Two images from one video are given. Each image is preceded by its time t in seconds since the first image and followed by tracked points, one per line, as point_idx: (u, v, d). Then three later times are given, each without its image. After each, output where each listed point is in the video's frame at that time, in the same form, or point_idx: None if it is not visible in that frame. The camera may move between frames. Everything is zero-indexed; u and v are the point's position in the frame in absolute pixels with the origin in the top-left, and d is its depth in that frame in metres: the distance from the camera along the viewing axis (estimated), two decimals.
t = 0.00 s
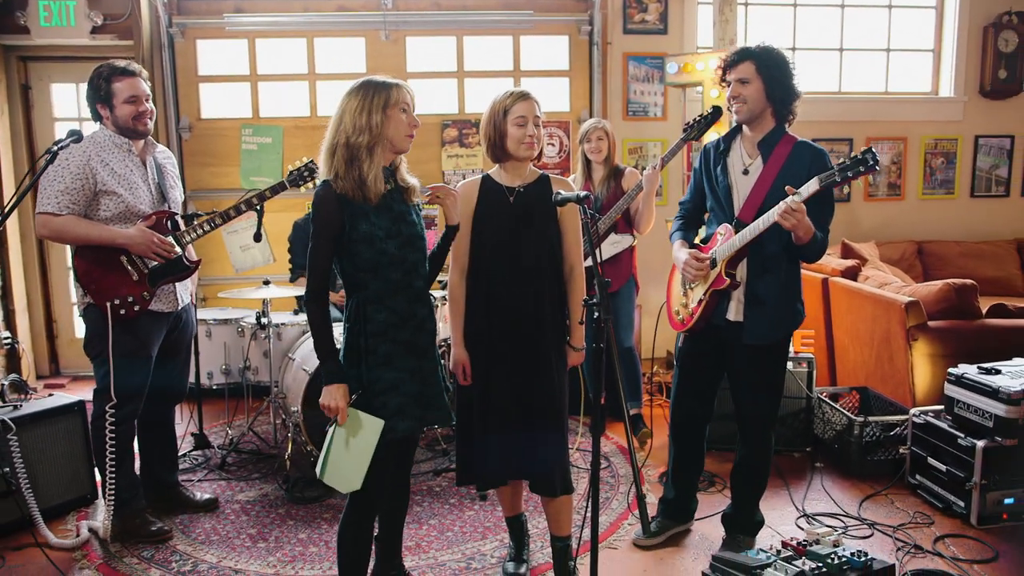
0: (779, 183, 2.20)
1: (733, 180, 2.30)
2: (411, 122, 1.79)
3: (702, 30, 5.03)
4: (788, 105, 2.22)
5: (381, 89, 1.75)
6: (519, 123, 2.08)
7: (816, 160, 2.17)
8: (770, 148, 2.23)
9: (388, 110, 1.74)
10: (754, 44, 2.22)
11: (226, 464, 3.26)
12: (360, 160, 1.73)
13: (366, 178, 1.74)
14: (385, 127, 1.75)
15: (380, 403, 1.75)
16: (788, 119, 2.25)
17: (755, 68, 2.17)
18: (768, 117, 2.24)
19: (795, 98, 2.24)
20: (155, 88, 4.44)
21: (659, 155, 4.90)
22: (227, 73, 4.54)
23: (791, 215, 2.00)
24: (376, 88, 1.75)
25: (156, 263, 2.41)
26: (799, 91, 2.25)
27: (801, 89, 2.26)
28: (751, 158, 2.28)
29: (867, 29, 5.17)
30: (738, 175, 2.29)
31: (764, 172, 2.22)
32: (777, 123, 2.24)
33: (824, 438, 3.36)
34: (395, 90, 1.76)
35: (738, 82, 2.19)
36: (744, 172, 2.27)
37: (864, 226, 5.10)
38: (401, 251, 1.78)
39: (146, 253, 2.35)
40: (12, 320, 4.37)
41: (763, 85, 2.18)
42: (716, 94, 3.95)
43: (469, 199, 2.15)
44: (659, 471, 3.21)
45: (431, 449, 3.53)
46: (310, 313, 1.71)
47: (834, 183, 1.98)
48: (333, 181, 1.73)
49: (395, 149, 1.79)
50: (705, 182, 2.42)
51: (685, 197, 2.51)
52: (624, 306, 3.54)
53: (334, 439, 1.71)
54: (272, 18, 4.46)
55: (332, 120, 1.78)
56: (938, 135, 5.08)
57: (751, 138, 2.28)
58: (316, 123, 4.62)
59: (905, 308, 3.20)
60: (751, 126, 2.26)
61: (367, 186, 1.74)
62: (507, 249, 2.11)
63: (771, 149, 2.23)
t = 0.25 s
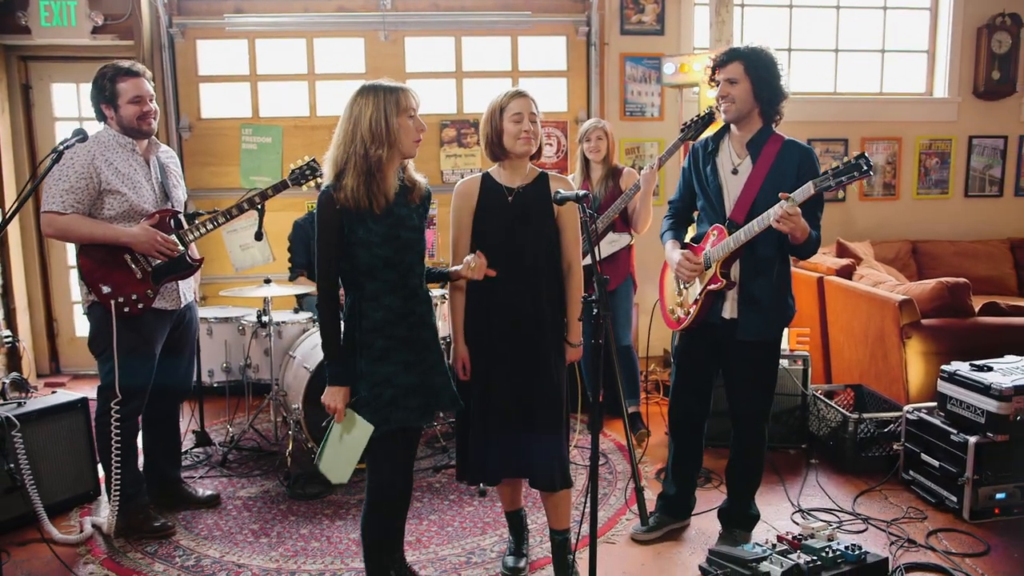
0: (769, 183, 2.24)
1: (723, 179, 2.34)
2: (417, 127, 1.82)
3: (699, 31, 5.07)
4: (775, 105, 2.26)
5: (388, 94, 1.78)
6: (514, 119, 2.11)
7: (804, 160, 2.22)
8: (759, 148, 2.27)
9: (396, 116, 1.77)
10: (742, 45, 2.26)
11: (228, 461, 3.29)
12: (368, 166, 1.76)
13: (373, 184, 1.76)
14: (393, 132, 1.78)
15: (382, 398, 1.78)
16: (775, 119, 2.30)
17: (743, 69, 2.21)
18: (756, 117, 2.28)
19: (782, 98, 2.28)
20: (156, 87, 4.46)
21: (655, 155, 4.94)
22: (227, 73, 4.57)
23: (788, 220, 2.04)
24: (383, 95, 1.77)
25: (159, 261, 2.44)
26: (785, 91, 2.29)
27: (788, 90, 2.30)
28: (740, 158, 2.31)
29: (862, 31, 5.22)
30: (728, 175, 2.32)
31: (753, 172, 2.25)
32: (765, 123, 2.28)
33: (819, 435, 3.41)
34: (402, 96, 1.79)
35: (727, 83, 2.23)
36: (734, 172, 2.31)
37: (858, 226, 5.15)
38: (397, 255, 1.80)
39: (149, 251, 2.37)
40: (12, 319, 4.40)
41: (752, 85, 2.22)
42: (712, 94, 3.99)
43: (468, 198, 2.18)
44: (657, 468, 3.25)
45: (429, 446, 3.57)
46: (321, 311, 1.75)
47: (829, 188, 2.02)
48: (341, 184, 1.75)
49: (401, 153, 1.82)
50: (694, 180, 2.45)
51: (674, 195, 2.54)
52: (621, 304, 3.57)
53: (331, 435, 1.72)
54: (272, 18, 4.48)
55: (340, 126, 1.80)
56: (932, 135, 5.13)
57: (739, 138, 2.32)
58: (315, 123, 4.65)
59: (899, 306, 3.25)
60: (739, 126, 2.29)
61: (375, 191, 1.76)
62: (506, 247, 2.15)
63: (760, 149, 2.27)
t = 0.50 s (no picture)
0: (762, 180, 2.27)
1: (717, 175, 2.37)
2: (422, 127, 1.85)
3: (697, 29, 5.09)
4: (766, 103, 2.29)
5: (394, 94, 1.80)
6: (512, 114, 2.14)
7: (796, 157, 2.25)
8: (751, 145, 2.30)
9: (403, 117, 1.80)
10: (734, 44, 2.29)
11: (231, 456, 3.33)
12: (376, 166, 1.78)
13: (381, 183, 1.79)
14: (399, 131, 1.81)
15: (385, 391, 1.82)
16: (767, 116, 2.32)
17: (735, 66, 2.25)
18: (749, 115, 2.31)
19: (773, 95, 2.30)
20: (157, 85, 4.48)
21: (654, 153, 4.97)
22: (228, 70, 4.59)
23: (779, 215, 2.07)
24: (391, 95, 1.80)
25: (164, 258, 2.47)
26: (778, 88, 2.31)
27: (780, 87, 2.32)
28: (733, 155, 2.34)
29: (859, 28, 5.25)
30: (722, 172, 2.36)
31: (746, 170, 2.29)
32: (757, 120, 2.31)
33: (815, 429, 3.45)
34: (409, 97, 1.82)
35: (719, 81, 2.26)
36: (727, 169, 2.34)
37: (856, 222, 5.18)
38: (403, 250, 1.84)
39: (154, 247, 2.40)
40: (15, 315, 4.43)
41: (744, 81, 2.25)
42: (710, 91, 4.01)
43: (469, 194, 2.20)
44: (655, 462, 3.29)
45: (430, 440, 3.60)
46: (328, 302, 1.79)
47: (819, 183, 2.06)
48: (349, 184, 1.78)
49: (407, 152, 1.85)
50: (688, 178, 2.49)
51: (669, 193, 2.58)
52: (620, 300, 3.60)
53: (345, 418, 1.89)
54: (272, 16, 4.51)
55: (348, 125, 1.83)
56: (929, 132, 5.16)
57: (732, 135, 2.35)
58: (316, 120, 4.68)
59: (894, 301, 3.29)
60: (732, 123, 2.33)
61: (382, 191, 1.79)
62: (507, 243, 2.17)
63: (751, 146, 2.30)
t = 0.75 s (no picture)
0: (758, 181, 2.30)
1: (713, 177, 2.40)
2: (423, 131, 1.88)
3: (695, 31, 5.13)
4: (760, 106, 2.32)
5: (397, 98, 1.82)
6: (510, 115, 2.17)
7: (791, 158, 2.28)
8: (746, 147, 2.33)
9: (407, 119, 1.83)
10: (728, 47, 2.32)
11: (232, 455, 3.35)
12: (378, 166, 1.81)
13: (383, 183, 1.82)
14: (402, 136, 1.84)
15: (386, 390, 1.85)
16: (761, 119, 2.35)
17: (729, 70, 2.28)
18: (743, 117, 2.34)
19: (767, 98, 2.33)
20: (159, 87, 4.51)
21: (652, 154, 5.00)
22: (229, 73, 4.62)
23: (773, 213, 2.10)
24: (395, 96, 1.82)
25: (167, 258, 2.50)
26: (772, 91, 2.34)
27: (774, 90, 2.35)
28: (729, 158, 2.37)
29: (856, 31, 5.29)
30: (718, 174, 2.39)
31: (741, 171, 2.32)
32: (751, 123, 2.34)
33: (812, 429, 3.47)
34: (411, 100, 1.84)
35: (713, 84, 2.29)
36: (723, 172, 2.37)
37: (853, 224, 5.22)
38: (403, 250, 1.87)
39: (157, 247, 2.43)
40: (17, 315, 4.45)
41: (737, 85, 2.28)
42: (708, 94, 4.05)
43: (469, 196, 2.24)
44: (653, 461, 3.32)
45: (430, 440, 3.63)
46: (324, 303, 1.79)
47: (812, 181, 2.10)
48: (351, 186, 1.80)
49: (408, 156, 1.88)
50: (686, 182, 2.52)
51: (667, 197, 2.62)
52: (619, 301, 3.63)
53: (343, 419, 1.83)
54: (273, 18, 4.54)
55: (349, 127, 1.84)
56: (926, 134, 5.20)
57: (727, 138, 2.38)
58: (317, 122, 4.71)
59: (890, 301, 3.32)
60: (727, 126, 2.36)
61: (384, 191, 1.82)
62: (507, 244, 2.20)
63: (747, 148, 2.33)
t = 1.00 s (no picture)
0: (758, 177, 2.32)
1: (714, 176, 2.43)
2: (417, 131, 1.91)
3: (695, 30, 5.14)
4: (760, 105, 2.34)
5: (392, 99, 1.85)
6: (510, 114, 2.19)
7: (791, 155, 2.29)
8: (747, 145, 2.35)
9: (402, 119, 1.85)
10: (727, 47, 2.34)
11: (234, 451, 3.37)
12: (376, 166, 1.83)
13: (381, 183, 1.84)
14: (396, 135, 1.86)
15: (388, 385, 1.87)
16: (762, 117, 2.37)
17: (728, 69, 2.30)
18: (743, 116, 2.36)
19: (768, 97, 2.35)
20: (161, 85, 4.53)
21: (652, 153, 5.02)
22: (231, 71, 4.64)
23: (770, 207, 2.12)
24: (390, 97, 1.85)
25: (170, 255, 2.52)
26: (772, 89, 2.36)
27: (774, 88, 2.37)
28: (730, 156, 2.40)
29: (855, 30, 5.30)
30: (719, 172, 2.41)
31: (742, 168, 2.34)
32: (752, 121, 2.35)
33: (810, 425, 3.50)
34: (406, 101, 1.87)
35: (713, 83, 2.31)
36: (724, 170, 2.39)
37: (852, 222, 5.24)
38: (403, 246, 1.89)
39: (161, 245, 2.45)
40: (19, 312, 4.47)
41: (737, 84, 2.30)
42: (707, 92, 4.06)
43: (472, 194, 2.26)
44: (652, 457, 3.34)
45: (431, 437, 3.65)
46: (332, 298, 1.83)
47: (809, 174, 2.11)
48: (349, 186, 1.82)
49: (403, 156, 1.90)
50: (688, 182, 2.54)
51: (671, 198, 2.64)
52: (619, 298, 3.65)
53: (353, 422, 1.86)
54: (274, 17, 4.56)
55: (344, 127, 1.86)
56: (924, 133, 5.21)
57: (728, 137, 2.40)
58: (318, 121, 4.72)
59: (888, 299, 3.34)
60: (727, 125, 2.38)
61: (382, 191, 1.84)
62: (510, 242, 2.22)
63: (747, 146, 2.35)
